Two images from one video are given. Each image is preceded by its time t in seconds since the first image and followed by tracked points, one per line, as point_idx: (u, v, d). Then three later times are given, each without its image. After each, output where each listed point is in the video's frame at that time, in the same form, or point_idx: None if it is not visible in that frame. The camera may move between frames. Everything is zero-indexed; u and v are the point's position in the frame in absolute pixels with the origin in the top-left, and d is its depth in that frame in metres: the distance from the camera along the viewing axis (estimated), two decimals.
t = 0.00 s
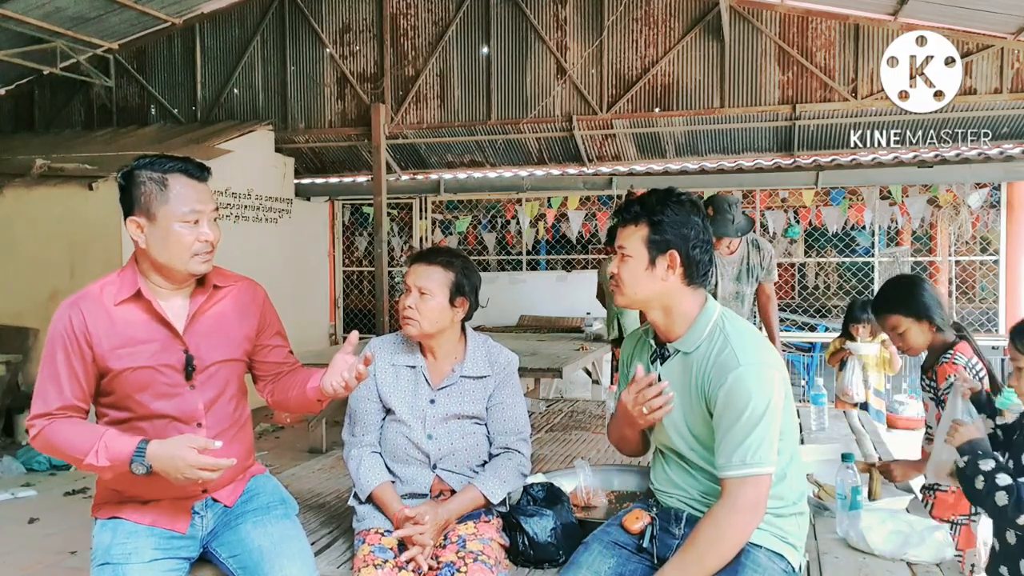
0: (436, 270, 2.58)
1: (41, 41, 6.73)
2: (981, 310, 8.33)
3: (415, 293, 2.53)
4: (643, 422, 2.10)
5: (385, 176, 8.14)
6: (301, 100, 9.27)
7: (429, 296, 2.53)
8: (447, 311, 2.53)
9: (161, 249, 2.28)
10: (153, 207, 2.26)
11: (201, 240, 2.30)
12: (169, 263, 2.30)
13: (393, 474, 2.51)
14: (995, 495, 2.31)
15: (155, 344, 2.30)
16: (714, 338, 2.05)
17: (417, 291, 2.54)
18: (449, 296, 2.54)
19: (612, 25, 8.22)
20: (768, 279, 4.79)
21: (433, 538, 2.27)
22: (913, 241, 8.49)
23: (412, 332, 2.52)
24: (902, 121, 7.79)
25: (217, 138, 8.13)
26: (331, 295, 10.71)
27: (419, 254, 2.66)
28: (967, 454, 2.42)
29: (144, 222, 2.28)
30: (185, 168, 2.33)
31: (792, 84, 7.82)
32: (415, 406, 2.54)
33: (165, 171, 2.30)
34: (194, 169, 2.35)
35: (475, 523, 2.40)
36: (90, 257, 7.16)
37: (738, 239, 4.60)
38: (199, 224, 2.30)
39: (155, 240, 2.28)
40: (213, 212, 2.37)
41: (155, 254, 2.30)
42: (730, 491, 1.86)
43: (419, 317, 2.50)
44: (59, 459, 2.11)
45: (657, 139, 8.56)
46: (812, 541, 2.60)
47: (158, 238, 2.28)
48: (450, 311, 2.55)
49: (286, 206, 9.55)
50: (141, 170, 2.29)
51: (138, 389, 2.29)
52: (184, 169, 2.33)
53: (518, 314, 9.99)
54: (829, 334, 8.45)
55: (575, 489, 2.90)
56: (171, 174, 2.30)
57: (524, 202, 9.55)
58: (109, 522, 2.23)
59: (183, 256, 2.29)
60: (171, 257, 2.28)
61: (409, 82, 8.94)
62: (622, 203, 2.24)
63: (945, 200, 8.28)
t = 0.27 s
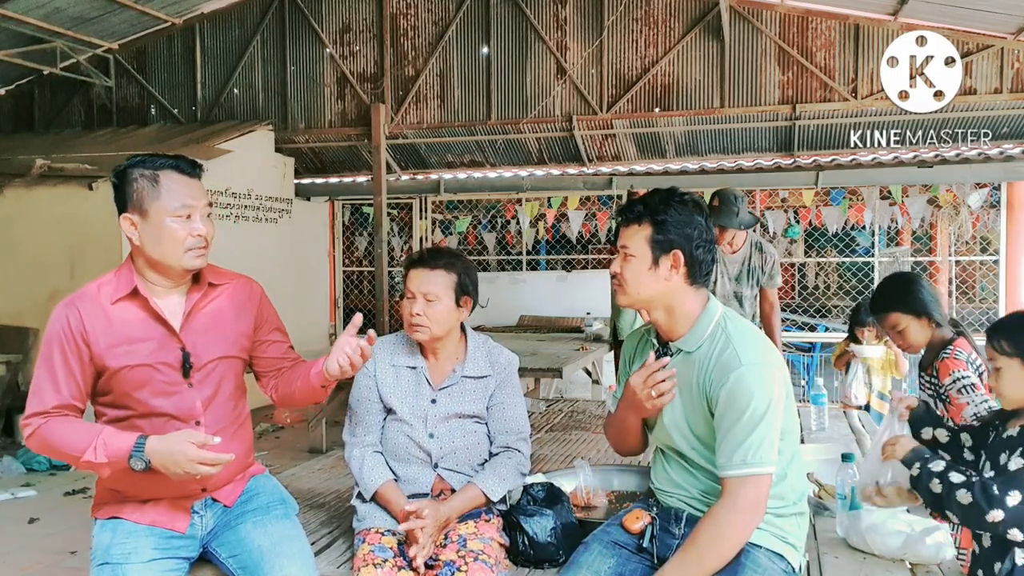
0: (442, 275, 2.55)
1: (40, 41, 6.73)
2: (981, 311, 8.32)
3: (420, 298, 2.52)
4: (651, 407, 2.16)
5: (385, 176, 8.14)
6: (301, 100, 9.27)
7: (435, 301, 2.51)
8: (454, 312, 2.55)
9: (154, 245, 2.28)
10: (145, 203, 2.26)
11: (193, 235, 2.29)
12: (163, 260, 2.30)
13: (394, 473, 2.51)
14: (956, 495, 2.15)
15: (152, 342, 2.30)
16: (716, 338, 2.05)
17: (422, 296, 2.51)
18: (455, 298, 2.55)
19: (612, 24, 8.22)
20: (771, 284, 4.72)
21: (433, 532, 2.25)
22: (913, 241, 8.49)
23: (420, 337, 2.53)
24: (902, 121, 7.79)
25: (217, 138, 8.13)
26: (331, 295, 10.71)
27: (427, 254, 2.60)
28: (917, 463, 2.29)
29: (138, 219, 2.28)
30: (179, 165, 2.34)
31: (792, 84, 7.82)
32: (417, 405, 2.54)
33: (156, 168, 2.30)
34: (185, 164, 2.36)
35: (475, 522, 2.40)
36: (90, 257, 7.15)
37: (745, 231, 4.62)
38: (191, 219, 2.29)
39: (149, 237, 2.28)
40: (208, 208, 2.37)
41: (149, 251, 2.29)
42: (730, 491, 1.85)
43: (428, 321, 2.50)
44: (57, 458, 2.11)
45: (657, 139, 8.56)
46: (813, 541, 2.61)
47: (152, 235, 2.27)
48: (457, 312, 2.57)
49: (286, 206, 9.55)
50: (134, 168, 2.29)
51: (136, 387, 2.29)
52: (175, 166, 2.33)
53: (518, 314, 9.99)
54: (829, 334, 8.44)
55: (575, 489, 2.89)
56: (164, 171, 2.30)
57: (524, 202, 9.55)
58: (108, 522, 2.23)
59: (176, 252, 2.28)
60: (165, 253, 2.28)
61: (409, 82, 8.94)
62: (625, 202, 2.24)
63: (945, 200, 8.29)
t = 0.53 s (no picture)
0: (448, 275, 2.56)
1: (40, 41, 6.73)
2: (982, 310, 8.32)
3: (424, 300, 2.50)
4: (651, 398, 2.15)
5: (385, 176, 8.14)
6: (301, 100, 9.27)
7: (440, 301, 2.51)
8: (457, 312, 2.56)
9: (157, 240, 2.28)
10: (151, 197, 2.27)
11: (198, 230, 2.30)
12: (165, 255, 2.30)
13: (395, 474, 2.50)
14: (915, 509, 2.12)
15: (153, 339, 2.30)
16: (718, 337, 2.05)
17: (426, 297, 2.50)
18: (458, 298, 2.55)
19: (612, 25, 8.22)
20: (771, 287, 4.73)
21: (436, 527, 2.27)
22: (913, 241, 8.49)
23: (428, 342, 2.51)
24: (902, 121, 7.80)
25: (217, 138, 8.13)
26: (331, 295, 10.71)
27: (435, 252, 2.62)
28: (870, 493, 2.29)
29: (142, 212, 2.29)
30: (181, 163, 2.36)
31: (792, 84, 7.82)
32: (416, 406, 2.54)
33: (163, 165, 2.32)
34: (190, 163, 2.39)
35: (475, 522, 2.40)
36: (90, 257, 7.16)
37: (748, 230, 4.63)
38: (195, 213, 2.31)
39: (152, 231, 2.28)
40: (209, 205, 2.38)
41: (152, 245, 2.30)
42: (730, 490, 1.85)
43: (435, 324, 2.49)
44: (57, 452, 2.11)
45: (657, 139, 8.56)
46: (813, 542, 2.61)
47: (156, 229, 2.28)
48: (460, 311, 2.59)
49: (286, 206, 9.56)
50: (138, 165, 2.31)
51: (137, 384, 2.29)
52: (181, 163, 2.35)
53: (518, 314, 9.99)
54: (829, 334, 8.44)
55: (575, 489, 2.89)
56: (170, 168, 2.32)
57: (524, 202, 9.55)
58: (108, 522, 2.23)
59: (180, 247, 2.29)
60: (168, 248, 2.29)
61: (409, 82, 8.94)
62: (627, 202, 2.23)
63: (945, 200, 8.28)
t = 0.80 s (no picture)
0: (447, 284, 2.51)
1: (40, 41, 6.73)
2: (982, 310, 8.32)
3: (429, 315, 2.47)
4: (650, 393, 2.18)
5: (385, 176, 8.14)
6: (301, 100, 9.27)
7: (444, 315, 2.49)
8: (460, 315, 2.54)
9: (164, 236, 2.29)
10: (162, 192, 2.29)
11: (204, 228, 2.31)
12: (170, 252, 2.31)
13: (395, 475, 2.50)
14: (883, 515, 2.18)
15: (156, 336, 2.30)
16: (719, 337, 2.05)
17: (430, 314, 2.47)
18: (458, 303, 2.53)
19: (612, 25, 8.22)
20: (773, 287, 4.74)
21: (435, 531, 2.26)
22: (913, 241, 8.49)
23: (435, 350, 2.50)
24: (902, 121, 7.80)
25: (217, 138, 8.13)
26: (331, 295, 10.71)
27: (433, 255, 2.56)
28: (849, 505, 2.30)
29: (151, 206, 2.30)
30: (192, 163, 2.38)
31: (792, 84, 7.82)
32: (416, 408, 2.53)
33: (175, 165, 2.34)
34: (207, 168, 2.41)
35: (475, 522, 2.39)
36: (90, 257, 7.16)
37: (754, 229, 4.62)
38: (202, 212, 2.32)
39: (159, 226, 2.29)
40: (216, 204, 2.39)
41: (158, 241, 2.30)
42: (730, 490, 1.85)
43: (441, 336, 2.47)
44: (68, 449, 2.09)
45: (657, 139, 8.56)
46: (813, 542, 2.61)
47: (163, 224, 2.29)
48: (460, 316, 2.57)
49: (286, 206, 9.56)
50: (149, 164, 2.33)
51: (140, 381, 2.28)
52: (192, 164, 2.38)
53: (518, 314, 9.99)
54: (829, 334, 8.43)
55: (575, 489, 2.89)
56: (182, 168, 2.34)
57: (524, 202, 9.55)
58: (109, 521, 2.22)
59: (186, 244, 2.30)
60: (173, 244, 2.30)
61: (409, 82, 8.94)
62: (630, 200, 2.23)
63: (945, 200, 8.28)
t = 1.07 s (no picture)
0: (448, 305, 2.42)
1: (40, 41, 6.73)
2: (981, 310, 8.32)
3: (429, 336, 2.39)
4: (655, 384, 2.19)
5: (385, 176, 8.15)
6: (302, 100, 9.27)
7: (445, 334, 2.41)
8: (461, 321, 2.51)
9: (166, 234, 2.29)
10: (163, 192, 2.29)
11: (204, 227, 2.32)
12: (172, 251, 2.31)
13: (394, 477, 2.51)
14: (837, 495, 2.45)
15: (157, 335, 2.30)
16: (719, 336, 2.05)
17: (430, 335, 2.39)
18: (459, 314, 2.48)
19: (612, 25, 8.22)
20: (775, 288, 4.74)
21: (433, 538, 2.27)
22: (913, 241, 8.49)
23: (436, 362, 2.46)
24: (902, 121, 7.80)
25: (217, 138, 8.13)
26: (331, 295, 10.71)
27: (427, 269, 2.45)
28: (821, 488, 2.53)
29: (152, 205, 2.30)
30: (194, 164, 2.39)
31: (792, 84, 7.82)
32: (414, 411, 2.53)
33: (177, 164, 2.35)
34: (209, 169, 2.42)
35: (474, 522, 2.39)
36: (90, 257, 7.16)
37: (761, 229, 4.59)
38: (203, 211, 2.32)
39: (160, 225, 2.29)
40: (218, 204, 2.40)
41: (159, 240, 2.30)
42: (730, 489, 1.85)
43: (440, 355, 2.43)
44: (71, 448, 2.09)
45: (657, 139, 8.56)
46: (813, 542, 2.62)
47: (164, 223, 2.29)
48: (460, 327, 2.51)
49: (286, 206, 9.56)
50: (152, 164, 2.33)
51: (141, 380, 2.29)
52: (194, 165, 2.38)
53: (518, 314, 10.00)
54: (829, 334, 8.43)
55: (575, 489, 2.90)
56: (185, 168, 2.35)
57: (524, 202, 9.56)
58: (109, 521, 2.22)
59: (186, 243, 2.30)
60: (174, 243, 2.30)
61: (409, 82, 8.94)
62: (631, 200, 2.22)
63: (945, 200, 8.29)
